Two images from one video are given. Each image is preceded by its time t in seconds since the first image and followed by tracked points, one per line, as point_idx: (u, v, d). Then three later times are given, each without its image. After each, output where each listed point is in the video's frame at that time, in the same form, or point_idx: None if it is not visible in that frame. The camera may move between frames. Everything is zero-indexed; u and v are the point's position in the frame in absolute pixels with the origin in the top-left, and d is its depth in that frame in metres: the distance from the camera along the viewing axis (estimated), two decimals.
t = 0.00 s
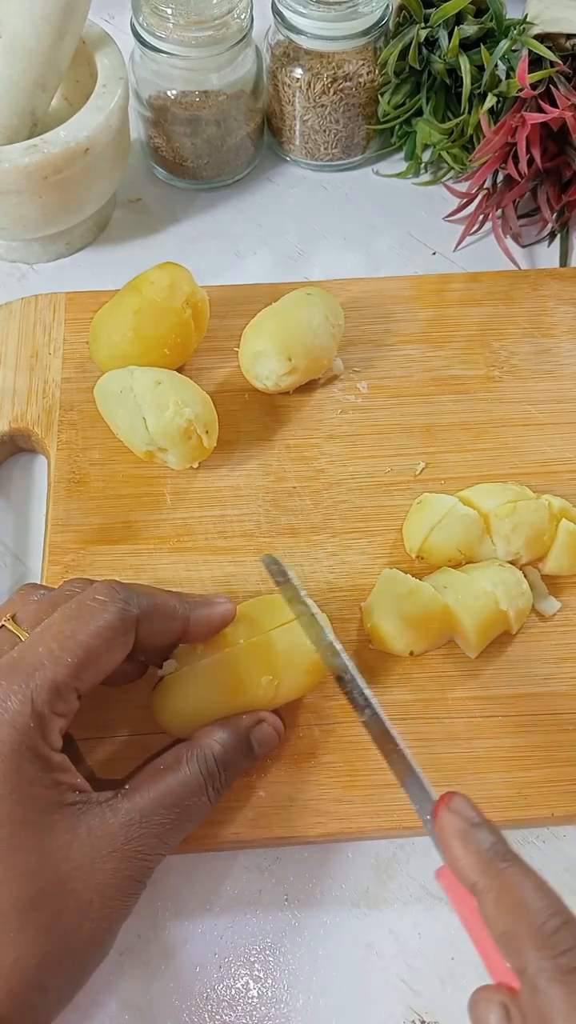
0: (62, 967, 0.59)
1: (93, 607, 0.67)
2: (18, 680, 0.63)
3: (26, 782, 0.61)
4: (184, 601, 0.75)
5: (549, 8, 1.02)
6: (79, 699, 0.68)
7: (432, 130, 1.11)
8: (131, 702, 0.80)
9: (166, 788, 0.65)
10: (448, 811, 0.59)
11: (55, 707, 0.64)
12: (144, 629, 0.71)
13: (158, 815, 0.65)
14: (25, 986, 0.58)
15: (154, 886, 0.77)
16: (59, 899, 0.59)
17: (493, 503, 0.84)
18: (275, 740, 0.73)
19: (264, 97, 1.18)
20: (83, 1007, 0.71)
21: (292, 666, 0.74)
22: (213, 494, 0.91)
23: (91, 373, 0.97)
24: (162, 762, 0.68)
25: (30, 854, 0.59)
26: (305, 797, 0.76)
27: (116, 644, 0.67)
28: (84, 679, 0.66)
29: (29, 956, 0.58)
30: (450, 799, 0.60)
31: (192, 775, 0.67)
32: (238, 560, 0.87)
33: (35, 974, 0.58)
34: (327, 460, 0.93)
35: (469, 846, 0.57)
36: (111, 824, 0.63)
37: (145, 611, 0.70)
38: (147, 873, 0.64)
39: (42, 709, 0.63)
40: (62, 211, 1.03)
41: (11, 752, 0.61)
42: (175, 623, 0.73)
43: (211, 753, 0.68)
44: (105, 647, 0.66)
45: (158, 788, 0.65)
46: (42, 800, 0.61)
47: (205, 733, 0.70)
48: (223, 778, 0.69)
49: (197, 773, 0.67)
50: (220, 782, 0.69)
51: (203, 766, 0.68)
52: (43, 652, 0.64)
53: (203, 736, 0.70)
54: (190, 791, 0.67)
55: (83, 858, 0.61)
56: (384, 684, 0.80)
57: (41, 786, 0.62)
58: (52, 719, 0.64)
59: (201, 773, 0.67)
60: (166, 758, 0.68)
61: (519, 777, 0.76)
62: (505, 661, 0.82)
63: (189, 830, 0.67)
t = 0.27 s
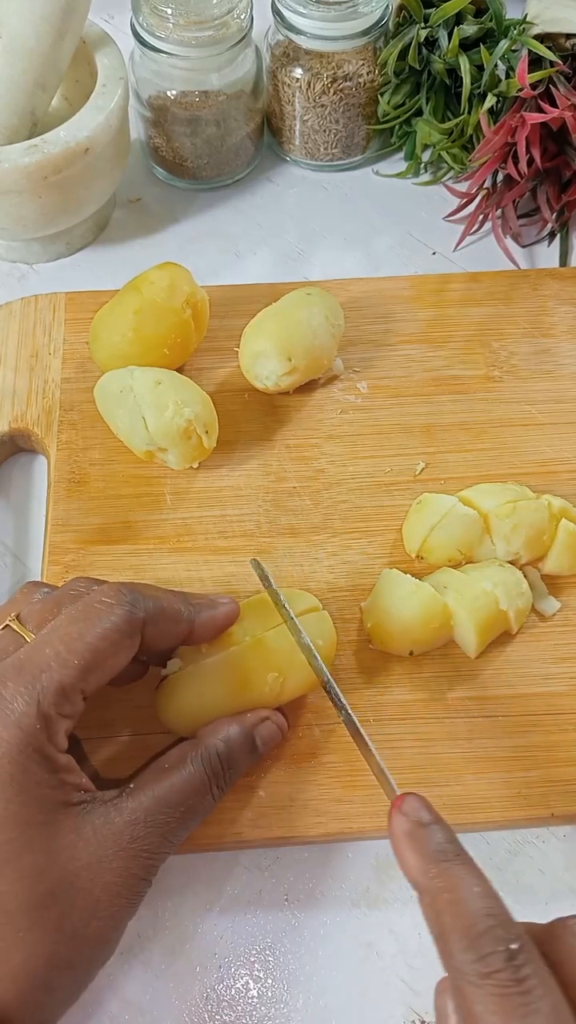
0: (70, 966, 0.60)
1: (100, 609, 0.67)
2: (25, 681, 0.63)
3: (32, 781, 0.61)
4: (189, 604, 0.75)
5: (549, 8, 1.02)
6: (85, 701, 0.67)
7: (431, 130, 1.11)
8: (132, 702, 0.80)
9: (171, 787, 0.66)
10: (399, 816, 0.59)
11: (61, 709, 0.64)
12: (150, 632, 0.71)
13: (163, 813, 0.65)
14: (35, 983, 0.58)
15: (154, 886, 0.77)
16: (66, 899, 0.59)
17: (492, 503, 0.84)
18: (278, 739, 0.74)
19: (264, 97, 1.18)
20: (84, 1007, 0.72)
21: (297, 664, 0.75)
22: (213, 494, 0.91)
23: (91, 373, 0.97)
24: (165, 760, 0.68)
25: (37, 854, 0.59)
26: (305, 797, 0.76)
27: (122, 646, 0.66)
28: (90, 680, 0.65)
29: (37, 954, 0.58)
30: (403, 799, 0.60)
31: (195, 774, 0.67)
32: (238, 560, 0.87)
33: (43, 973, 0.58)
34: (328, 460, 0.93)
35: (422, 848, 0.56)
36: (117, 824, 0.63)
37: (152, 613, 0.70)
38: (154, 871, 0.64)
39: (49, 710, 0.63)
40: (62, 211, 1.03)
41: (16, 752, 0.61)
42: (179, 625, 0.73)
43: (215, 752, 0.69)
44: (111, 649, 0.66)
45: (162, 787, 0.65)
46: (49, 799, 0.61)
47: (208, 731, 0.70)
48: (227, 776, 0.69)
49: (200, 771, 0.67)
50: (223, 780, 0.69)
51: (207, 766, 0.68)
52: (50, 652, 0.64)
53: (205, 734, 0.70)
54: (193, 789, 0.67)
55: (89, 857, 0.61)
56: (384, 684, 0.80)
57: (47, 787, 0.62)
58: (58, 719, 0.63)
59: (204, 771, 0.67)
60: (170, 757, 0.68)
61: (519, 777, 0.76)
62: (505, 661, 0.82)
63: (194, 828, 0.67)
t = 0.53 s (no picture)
0: (80, 968, 0.60)
1: (107, 614, 0.66)
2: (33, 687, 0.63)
3: (42, 786, 0.61)
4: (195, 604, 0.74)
5: (549, 8, 1.02)
6: (93, 704, 0.67)
7: (432, 130, 1.11)
8: (134, 702, 0.80)
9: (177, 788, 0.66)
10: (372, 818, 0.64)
11: (70, 714, 0.64)
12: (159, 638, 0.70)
13: (171, 815, 0.65)
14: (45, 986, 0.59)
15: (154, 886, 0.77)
16: (76, 901, 0.60)
17: (492, 503, 0.84)
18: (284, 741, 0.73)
19: (264, 97, 1.18)
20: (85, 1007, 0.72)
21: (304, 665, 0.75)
22: (213, 494, 0.91)
23: (91, 373, 0.97)
24: (171, 761, 0.68)
25: (47, 858, 0.60)
26: (305, 797, 0.76)
27: (130, 650, 0.66)
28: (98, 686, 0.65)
29: (47, 957, 0.59)
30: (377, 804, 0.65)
31: (201, 775, 0.67)
32: (238, 560, 0.87)
33: (54, 975, 0.59)
34: (328, 460, 0.93)
35: (390, 846, 0.62)
36: (125, 827, 0.63)
37: (160, 619, 0.69)
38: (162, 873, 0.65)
39: (57, 714, 0.63)
40: (62, 211, 1.03)
41: (26, 756, 0.61)
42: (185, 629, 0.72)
43: (221, 753, 0.69)
44: (119, 653, 0.65)
45: (169, 789, 0.66)
46: (58, 803, 0.62)
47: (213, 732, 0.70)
48: (232, 777, 0.70)
49: (207, 773, 0.68)
50: (230, 781, 0.70)
51: (213, 767, 0.68)
52: (58, 657, 0.64)
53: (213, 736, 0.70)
54: (200, 790, 0.67)
55: (98, 860, 0.61)
56: (384, 684, 0.80)
57: (56, 790, 0.62)
58: (67, 724, 0.64)
59: (210, 772, 0.68)
60: (176, 758, 0.69)
61: (519, 777, 0.76)
62: (505, 661, 0.82)
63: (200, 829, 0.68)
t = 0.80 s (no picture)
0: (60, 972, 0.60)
1: (92, 609, 0.70)
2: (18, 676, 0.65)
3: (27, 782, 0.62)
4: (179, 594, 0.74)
5: (549, 8, 1.02)
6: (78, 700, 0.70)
7: (432, 130, 1.11)
8: (132, 702, 0.80)
9: (170, 793, 0.64)
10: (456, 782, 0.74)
11: (53, 704, 0.66)
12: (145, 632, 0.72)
13: (162, 820, 0.64)
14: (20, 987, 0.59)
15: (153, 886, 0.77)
16: (55, 906, 0.60)
17: (492, 503, 0.84)
18: (285, 747, 0.69)
19: (264, 97, 1.18)
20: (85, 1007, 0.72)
21: (299, 650, 0.72)
22: (213, 494, 0.91)
23: (91, 373, 0.97)
24: (172, 761, 0.66)
25: (25, 857, 0.60)
26: (305, 797, 0.75)
27: (115, 645, 0.69)
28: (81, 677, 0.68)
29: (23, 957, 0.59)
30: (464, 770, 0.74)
31: (198, 781, 0.65)
32: (237, 560, 0.87)
33: (32, 976, 0.59)
34: (328, 460, 0.93)
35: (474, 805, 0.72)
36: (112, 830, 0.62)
37: (146, 612, 0.71)
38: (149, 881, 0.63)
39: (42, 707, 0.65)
40: (62, 211, 1.03)
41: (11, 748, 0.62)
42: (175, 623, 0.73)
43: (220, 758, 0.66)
44: (104, 648, 0.69)
45: (161, 793, 0.64)
46: (43, 800, 0.62)
47: (216, 732, 0.68)
48: (232, 783, 0.67)
49: (203, 777, 0.65)
50: (229, 787, 0.67)
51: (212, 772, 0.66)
52: (41, 648, 0.67)
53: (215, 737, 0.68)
54: (196, 797, 0.65)
55: (79, 863, 0.61)
56: (384, 684, 0.80)
57: (41, 787, 0.62)
58: (50, 716, 0.66)
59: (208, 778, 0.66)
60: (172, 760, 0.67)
61: (519, 777, 0.76)
62: (505, 661, 0.82)
63: (196, 835, 0.66)
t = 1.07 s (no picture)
0: (56, 999, 0.59)
1: (88, 652, 0.69)
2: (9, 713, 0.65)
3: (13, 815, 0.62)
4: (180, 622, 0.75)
5: (549, 8, 1.02)
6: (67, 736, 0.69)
7: (432, 130, 1.11)
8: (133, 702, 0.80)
9: (152, 807, 0.66)
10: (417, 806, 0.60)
11: (44, 740, 0.66)
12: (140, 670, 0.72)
13: (148, 836, 0.65)
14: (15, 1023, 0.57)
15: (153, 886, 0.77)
16: (49, 931, 0.59)
17: (492, 503, 0.85)
18: (255, 748, 0.74)
19: (264, 97, 1.18)
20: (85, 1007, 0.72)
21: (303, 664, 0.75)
22: (213, 494, 0.90)
23: (91, 373, 0.97)
24: (144, 779, 0.68)
25: (17, 885, 0.59)
26: (305, 797, 0.76)
27: (111, 687, 0.69)
28: (73, 717, 0.67)
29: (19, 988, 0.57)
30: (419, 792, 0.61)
31: (174, 793, 0.68)
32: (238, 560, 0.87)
33: (28, 1009, 0.57)
34: (328, 460, 0.93)
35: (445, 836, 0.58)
36: (101, 851, 0.63)
37: (143, 654, 0.72)
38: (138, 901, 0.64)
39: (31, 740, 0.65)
40: (62, 211, 1.03)
41: None
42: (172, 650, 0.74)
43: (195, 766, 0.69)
44: (99, 690, 0.68)
45: (143, 809, 0.66)
46: (30, 830, 0.62)
47: (184, 747, 0.71)
48: (205, 789, 0.70)
49: (180, 788, 0.68)
50: (201, 795, 0.70)
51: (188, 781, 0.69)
52: (35, 684, 0.66)
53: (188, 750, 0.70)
54: (175, 808, 0.67)
55: (71, 886, 0.61)
56: (384, 684, 0.80)
57: (28, 818, 0.62)
58: (40, 750, 0.65)
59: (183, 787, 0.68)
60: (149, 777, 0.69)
61: (519, 777, 0.76)
62: (505, 661, 0.82)
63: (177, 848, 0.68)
